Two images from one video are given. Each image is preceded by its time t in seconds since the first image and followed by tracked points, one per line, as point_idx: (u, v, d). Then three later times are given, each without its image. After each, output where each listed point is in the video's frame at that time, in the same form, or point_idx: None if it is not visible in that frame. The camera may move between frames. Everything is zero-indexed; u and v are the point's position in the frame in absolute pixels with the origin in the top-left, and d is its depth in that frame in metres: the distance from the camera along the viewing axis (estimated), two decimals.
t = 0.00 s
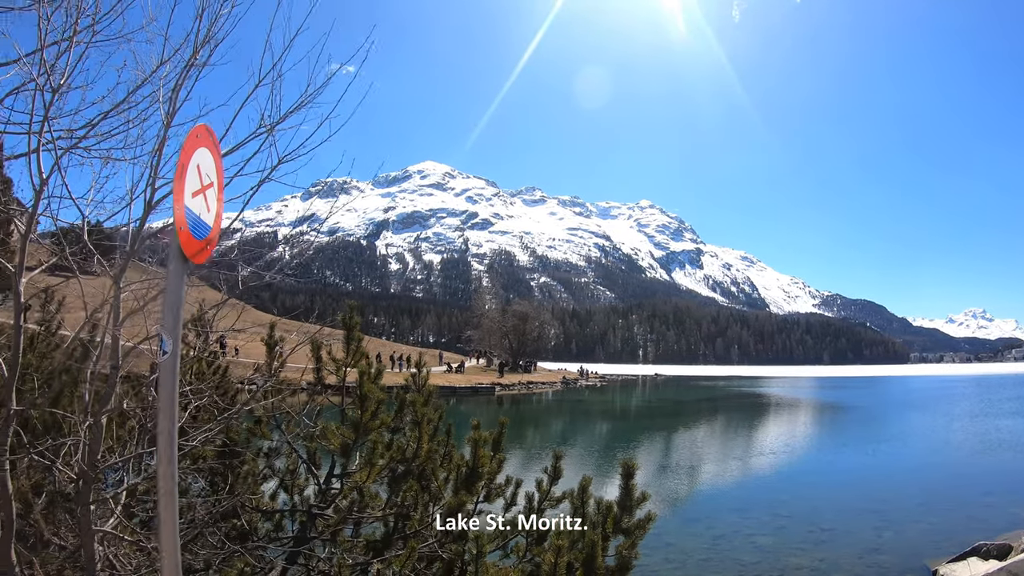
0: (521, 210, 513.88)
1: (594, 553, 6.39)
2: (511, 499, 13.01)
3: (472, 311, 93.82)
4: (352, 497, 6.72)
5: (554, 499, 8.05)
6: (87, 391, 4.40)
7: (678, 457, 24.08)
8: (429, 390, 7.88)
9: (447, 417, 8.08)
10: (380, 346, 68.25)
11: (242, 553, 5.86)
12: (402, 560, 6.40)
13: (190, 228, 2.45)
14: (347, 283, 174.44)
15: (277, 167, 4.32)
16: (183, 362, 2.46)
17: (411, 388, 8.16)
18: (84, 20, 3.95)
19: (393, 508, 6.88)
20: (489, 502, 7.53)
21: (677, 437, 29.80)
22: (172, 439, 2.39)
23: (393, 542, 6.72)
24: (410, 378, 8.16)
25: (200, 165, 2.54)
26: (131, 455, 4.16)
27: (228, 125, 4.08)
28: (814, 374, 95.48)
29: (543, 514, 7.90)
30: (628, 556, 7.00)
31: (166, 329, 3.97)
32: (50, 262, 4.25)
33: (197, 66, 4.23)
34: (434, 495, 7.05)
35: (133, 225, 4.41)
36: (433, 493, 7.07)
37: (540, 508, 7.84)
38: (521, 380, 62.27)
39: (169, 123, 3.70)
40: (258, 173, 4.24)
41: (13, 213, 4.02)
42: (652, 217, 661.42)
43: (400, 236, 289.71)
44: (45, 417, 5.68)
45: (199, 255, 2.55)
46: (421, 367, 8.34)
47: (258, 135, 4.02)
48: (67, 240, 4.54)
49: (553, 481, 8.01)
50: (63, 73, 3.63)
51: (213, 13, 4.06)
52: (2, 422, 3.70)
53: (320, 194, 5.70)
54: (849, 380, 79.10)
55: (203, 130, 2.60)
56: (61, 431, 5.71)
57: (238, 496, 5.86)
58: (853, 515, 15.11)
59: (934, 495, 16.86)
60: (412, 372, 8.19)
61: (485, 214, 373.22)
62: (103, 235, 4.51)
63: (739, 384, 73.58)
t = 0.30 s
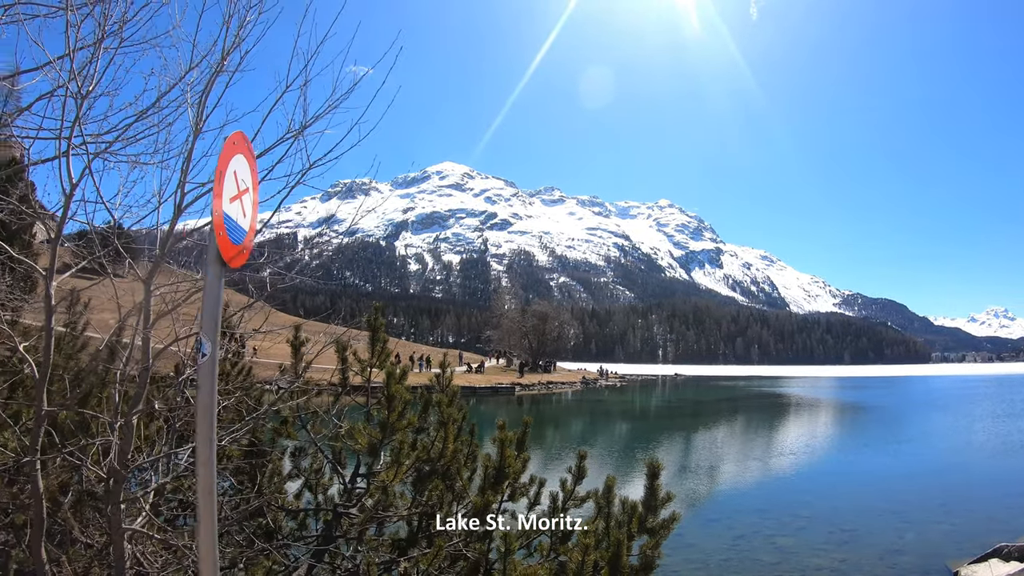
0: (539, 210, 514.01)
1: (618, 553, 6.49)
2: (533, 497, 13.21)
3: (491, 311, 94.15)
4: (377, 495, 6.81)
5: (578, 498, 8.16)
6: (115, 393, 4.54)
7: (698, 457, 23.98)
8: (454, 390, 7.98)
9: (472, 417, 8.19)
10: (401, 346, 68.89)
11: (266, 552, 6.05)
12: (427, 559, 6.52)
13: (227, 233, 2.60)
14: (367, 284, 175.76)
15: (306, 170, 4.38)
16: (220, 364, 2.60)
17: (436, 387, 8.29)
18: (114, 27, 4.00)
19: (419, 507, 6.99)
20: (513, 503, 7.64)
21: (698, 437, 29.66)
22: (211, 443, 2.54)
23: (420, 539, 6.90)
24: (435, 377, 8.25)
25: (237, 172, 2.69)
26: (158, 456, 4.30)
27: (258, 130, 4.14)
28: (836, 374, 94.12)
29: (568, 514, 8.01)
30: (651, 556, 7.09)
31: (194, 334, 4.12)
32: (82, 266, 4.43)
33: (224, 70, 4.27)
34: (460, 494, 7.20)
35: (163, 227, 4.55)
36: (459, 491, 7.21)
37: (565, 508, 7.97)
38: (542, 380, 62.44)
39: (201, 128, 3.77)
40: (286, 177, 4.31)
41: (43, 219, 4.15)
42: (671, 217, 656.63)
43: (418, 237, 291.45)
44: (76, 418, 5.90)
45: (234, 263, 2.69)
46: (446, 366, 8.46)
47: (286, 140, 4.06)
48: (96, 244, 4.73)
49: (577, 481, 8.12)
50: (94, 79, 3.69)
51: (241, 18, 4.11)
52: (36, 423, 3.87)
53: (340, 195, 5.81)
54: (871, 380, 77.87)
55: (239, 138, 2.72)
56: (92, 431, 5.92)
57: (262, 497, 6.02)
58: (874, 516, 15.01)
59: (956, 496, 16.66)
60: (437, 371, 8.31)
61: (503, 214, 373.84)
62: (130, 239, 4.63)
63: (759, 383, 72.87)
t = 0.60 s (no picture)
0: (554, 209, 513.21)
1: (638, 552, 6.61)
2: (551, 495, 13.31)
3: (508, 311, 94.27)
4: (397, 494, 6.90)
5: (596, 497, 8.26)
6: (136, 393, 4.68)
7: (714, 457, 23.82)
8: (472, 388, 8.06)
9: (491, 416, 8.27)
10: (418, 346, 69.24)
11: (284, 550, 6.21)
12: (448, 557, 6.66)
13: (252, 236, 2.70)
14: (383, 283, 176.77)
15: (330, 170, 4.42)
16: (245, 367, 2.72)
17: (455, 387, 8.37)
18: (134, 32, 4.06)
19: (439, 506, 7.09)
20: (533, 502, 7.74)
21: (715, 437, 29.45)
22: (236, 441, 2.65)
23: (439, 538, 7.00)
24: (454, 376, 8.30)
25: (262, 175, 2.79)
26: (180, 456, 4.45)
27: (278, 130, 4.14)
28: (855, 373, 92.81)
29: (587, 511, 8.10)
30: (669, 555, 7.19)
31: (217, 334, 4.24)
32: (104, 269, 4.55)
33: (246, 74, 4.33)
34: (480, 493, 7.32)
35: (186, 227, 4.68)
36: (479, 490, 7.32)
37: (585, 506, 8.07)
38: (558, 380, 62.44)
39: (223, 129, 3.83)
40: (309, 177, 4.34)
41: (66, 223, 4.26)
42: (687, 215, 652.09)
43: (435, 236, 292.28)
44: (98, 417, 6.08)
45: (260, 265, 2.78)
46: (465, 365, 8.52)
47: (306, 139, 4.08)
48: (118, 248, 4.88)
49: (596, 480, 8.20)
50: (117, 84, 3.76)
51: (260, 21, 4.14)
52: (58, 426, 4.00)
53: (355, 195, 5.87)
54: (889, 379, 76.88)
55: (264, 141, 2.84)
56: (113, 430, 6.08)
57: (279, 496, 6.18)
58: (890, 516, 14.93)
59: (975, 496, 16.50)
60: (455, 370, 8.37)
61: (518, 214, 373.77)
62: (152, 242, 4.75)
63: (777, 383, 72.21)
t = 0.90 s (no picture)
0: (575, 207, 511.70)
1: (663, 549, 6.79)
2: (575, 491, 13.46)
3: (531, 310, 94.27)
4: (424, 491, 7.03)
5: (622, 494, 8.37)
6: (168, 393, 4.89)
7: (736, 456, 23.60)
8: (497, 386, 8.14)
9: (515, 414, 8.39)
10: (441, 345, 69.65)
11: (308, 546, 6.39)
12: (474, 555, 6.79)
13: (287, 237, 2.84)
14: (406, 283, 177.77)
15: (359, 172, 4.51)
16: (280, 366, 2.86)
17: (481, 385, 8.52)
18: (163, 39, 4.16)
19: (466, 502, 7.17)
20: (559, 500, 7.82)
21: (739, 436, 29.17)
22: (271, 442, 2.79)
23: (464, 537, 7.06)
24: (479, 375, 8.44)
25: (295, 179, 2.92)
26: (209, 455, 4.63)
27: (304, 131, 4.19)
28: (881, 371, 91.24)
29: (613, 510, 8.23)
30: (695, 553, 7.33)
31: (245, 336, 4.40)
32: (135, 271, 4.74)
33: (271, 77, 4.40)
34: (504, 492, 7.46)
35: (214, 230, 4.85)
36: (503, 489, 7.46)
37: (611, 503, 8.18)
38: (581, 378, 62.36)
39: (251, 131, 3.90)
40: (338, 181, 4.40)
41: (97, 227, 4.42)
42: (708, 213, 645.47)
43: (456, 236, 293.60)
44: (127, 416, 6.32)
45: (293, 268, 2.89)
46: (490, 364, 8.63)
47: (334, 143, 4.17)
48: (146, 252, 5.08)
49: (620, 478, 8.34)
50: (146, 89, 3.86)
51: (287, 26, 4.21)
52: (89, 424, 4.19)
53: (379, 195, 6.02)
54: (914, 378, 75.44)
55: (297, 146, 2.96)
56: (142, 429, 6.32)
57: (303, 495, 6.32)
58: (916, 516, 14.79)
59: (1003, 495, 16.25)
60: (481, 368, 8.53)
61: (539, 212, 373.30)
62: (179, 244, 4.93)
63: (801, 382, 71.25)
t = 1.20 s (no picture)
0: (593, 205, 509.30)
1: (685, 546, 6.94)
2: (595, 488, 13.57)
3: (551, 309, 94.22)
4: (447, 488, 7.17)
5: (643, 491, 8.45)
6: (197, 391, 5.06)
7: (758, 454, 23.45)
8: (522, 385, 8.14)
9: (538, 412, 8.51)
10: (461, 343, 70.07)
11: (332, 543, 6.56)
12: (498, 551, 6.93)
13: (316, 240, 2.90)
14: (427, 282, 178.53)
15: (383, 174, 4.51)
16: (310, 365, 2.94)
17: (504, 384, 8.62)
18: (187, 41, 4.17)
19: (489, 500, 7.37)
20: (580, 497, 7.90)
21: (762, 434, 28.95)
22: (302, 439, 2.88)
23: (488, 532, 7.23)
24: (502, 374, 8.54)
25: (323, 182, 2.97)
26: (238, 453, 4.84)
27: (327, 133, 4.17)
28: (906, 368, 89.58)
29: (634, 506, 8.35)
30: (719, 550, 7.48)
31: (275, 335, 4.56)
32: (162, 273, 4.90)
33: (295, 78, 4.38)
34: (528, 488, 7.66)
35: (239, 232, 4.98)
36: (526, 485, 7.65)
37: (633, 500, 8.29)
38: (603, 377, 62.25)
39: (275, 135, 3.90)
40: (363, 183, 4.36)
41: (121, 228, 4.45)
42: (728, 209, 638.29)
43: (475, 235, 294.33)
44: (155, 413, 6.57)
45: (324, 270, 2.97)
46: (513, 363, 8.71)
47: (358, 144, 4.13)
48: (170, 255, 5.25)
49: (641, 475, 8.45)
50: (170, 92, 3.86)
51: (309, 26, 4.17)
52: (120, 423, 4.37)
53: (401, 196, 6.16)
54: (937, 375, 74.25)
55: (325, 149, 3.01)
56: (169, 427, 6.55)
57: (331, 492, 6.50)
58: (940, 514, 14.68)
59: None
60: (503, 366, 8.63)
61: (559, 210, 372.29)
62: (209, 249, 5.09)
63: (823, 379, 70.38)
